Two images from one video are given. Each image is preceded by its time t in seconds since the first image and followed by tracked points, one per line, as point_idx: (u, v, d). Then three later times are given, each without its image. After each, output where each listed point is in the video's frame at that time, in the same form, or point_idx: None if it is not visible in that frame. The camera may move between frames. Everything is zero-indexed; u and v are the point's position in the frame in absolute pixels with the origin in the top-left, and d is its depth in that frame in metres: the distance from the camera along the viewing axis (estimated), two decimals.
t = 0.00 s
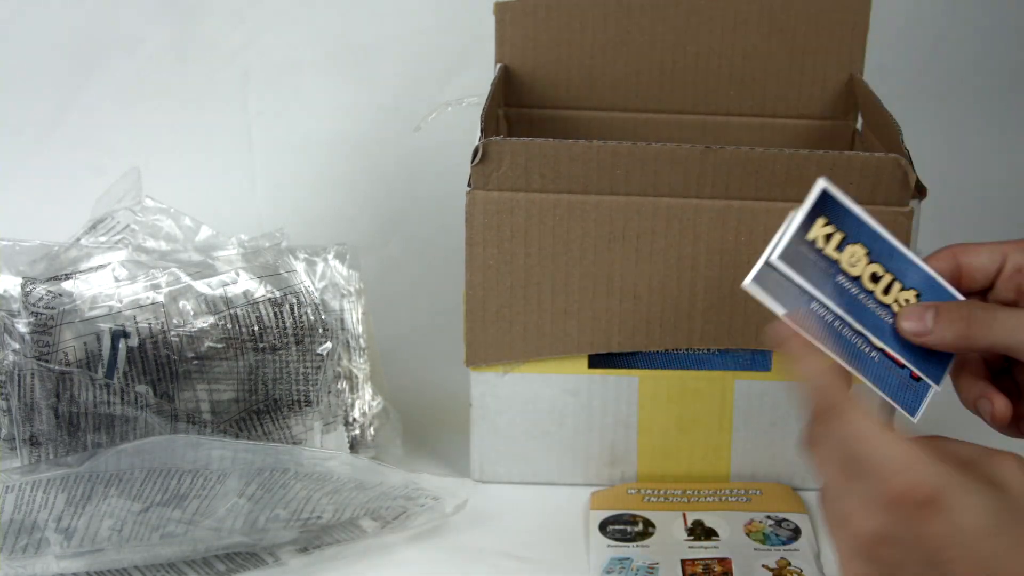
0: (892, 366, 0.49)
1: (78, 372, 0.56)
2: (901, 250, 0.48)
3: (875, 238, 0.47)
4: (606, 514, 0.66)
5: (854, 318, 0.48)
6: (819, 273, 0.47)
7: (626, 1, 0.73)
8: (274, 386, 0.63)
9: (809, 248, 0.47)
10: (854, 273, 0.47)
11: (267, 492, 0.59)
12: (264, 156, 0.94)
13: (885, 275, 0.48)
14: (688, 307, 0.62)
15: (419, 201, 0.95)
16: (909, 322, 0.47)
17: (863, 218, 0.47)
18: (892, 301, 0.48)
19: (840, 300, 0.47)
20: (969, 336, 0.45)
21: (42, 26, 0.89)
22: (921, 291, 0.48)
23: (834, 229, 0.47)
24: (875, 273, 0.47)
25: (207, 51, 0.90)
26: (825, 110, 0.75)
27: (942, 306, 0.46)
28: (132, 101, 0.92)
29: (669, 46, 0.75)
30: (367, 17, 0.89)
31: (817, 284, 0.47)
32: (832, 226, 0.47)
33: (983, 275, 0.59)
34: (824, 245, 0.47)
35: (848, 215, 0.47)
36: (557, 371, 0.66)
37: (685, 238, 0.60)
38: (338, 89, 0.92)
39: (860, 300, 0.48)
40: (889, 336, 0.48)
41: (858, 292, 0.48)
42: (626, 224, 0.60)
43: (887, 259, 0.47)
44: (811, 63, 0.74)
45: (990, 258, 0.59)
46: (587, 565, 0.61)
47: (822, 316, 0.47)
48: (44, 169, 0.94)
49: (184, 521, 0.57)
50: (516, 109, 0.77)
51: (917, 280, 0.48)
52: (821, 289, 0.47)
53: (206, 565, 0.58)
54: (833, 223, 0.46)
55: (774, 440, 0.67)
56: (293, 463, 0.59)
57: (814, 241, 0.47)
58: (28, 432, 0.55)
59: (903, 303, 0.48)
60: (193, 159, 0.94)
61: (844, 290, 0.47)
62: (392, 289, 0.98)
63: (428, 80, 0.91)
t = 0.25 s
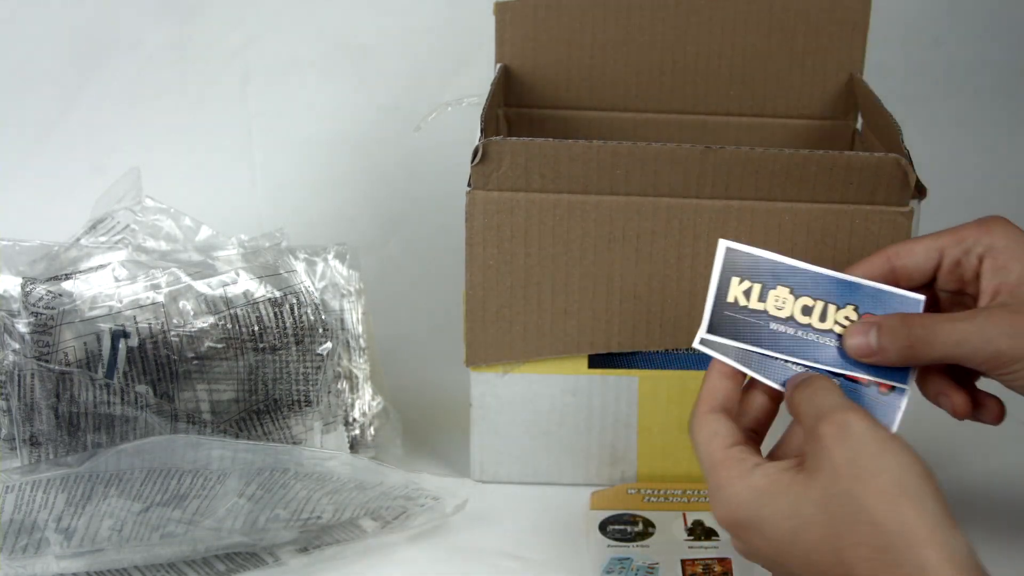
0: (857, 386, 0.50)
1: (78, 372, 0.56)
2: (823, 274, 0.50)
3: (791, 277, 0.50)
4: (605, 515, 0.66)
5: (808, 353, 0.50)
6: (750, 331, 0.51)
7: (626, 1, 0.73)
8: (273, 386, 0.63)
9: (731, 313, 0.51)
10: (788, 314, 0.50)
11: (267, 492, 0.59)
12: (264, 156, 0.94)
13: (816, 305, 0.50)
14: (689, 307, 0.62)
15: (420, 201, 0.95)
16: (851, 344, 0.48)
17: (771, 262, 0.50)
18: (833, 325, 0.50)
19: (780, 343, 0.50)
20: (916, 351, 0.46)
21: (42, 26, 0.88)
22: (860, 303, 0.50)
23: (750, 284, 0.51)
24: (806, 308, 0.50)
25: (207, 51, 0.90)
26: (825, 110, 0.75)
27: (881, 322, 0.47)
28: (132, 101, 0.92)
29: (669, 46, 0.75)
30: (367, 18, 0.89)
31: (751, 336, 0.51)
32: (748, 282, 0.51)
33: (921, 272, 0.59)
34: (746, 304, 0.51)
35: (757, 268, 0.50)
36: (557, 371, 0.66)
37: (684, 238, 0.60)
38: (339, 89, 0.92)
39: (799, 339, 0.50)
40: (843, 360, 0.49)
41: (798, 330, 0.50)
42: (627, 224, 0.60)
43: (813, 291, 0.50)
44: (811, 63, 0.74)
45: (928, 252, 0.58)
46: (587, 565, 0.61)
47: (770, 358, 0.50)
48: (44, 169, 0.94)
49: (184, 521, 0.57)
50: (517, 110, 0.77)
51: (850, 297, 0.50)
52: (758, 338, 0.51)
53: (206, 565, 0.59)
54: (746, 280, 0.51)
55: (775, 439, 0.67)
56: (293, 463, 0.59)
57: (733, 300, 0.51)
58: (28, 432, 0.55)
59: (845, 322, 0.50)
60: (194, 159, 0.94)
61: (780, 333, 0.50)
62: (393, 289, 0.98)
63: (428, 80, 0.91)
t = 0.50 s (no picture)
0: (801, 400, 0.54)
1: (78, 372, 0.56)
2: (786, 287, 0.53)
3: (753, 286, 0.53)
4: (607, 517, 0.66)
5: (747, 395, 0.54)
6: (714, 342, 0.53)
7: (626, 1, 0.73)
8: (273, 386, 0.63)
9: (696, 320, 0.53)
10: (718, 375, 0.54)
11: (267, 492, 0.59)
12: (264, 156, 0.94)
13: (778, 313, 0.53)
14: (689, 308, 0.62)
15: (420, 201, 0.95)
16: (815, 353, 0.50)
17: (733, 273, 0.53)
18: (797, 333, 0.53)
19: (716, 403, 0.53)
20: (877, 366, 0.49)
21: (42, 25, 0.88)
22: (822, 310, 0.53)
23: (715, 292, 0.53)
24: (769, 316, 0.53)
25: (207, 51, 0.90)
26: (825, 110, 0.75)
27: (849, 334, 0.49)
28: (132, 101, 0.92)
29: (669, 45, 0.75)
30: (368, 18, 0.89)
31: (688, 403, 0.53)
32: (712, 289, 0.53)
33: (897, 261, 0.58)
34: (711, 312, 0.53)
35: (722, 275, 0.53)
36: (557, 371, 0.66)
37: (685, 238, 0.60)
38: (339, 89, 0.92)
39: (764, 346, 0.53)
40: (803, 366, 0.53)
41: (731, 389, 0.54)
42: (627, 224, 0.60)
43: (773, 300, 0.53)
44: (810, 63, 0.74)
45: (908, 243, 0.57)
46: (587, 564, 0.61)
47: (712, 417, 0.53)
48: (44, 169, 0.94)
49: (184, 521, 0.57)
50: (517, 110, 0.77)
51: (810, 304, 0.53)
52: (694, 403, 0.53)
53: (206, 565, 0.59)
54: (712, 286, 0.53)
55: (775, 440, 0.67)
56: (293, 463, 0.59)
57: (666, 368, 0.54)
58: (28, 432, 0.55)
59: (807, 329, 0.53)
60: (194, 158, 0.94)
61: (714, 394, 0.53)
62: (393, 289, 0.98)
63: (428, 79, 0.91)
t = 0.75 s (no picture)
0: (764, 399, 0.56)
1: (78, 372, 0.56)
2: (763, 268, 0.55)
3: (730, 269, 0.55)
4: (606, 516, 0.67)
5: (709, 399, 0.56)
6: (690, 319, 0.56)
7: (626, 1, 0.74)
8: (274, 386, 0.62)
9: (671, 300, 0.56)
10: (678, 383, 0.56)
11: (267, 492, 0.59)
12: (264, 156, 0.94)
13: (756, 296, 0.55)
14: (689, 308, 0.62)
15: (420, 201, 0.95)
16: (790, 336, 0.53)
17: (713, 256, 0.55)
18: (772, 317, 0.55)
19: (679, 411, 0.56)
20: (852, 354, 0.51)
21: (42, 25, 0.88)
22: (799, 296, 0.55)
23: (691, 273, 0.56)
24: (746, 298, 0.55)
25: (207, 50, 0.90)
26: (825, 110, 0.75)
27: (825, 319, 0.52)
28: (132, 101, 0.92)
29: (670, 45, 0.75)
30: (368, 18, 0.89)
31: (651, 413, 0.56)
32: (689, 271, 0.56)
33: (875, 253, 0.58)
34: (687, 293, 0.56)
35: (699, 256, 0.56)
36: (557, 371, 0.66)
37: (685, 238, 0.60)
38: (339, 88, 0.92)
39: (738, 328, 0.56)
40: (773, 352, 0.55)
41: (692, 396, 0.56)
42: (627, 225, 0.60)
43: (751, 283, 0.55)
44: (810, 63, 0.74)
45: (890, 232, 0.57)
46: (587, 564, 0.61)
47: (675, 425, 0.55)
48: (44, 169, 0.94)
49: (184, 521, 0.57)
50: (517, 110, 0.77)
51: (788, 288, 0.55)
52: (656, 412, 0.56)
53: (206, 565, 0.59)
54: (688, 268, 0.56)
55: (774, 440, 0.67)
56: (292, 464, 0.58)
57: (624, 381, 0.57)
58: (28, 432, 0.55)
59: (783, 313, 0.55)
60: (193, 158, 0.94)
61: (676, 402, 0.56)
62: (393, 289, 0.98)
63: (428, 79, 0.91)
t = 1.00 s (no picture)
0: (758, 396, 0.57)
1: (78, 372, 0.56)
2: (753, 265, 0.57)
3: (720, 266, 0.57)
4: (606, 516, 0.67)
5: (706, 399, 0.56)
6: (681, 315, 0.57)
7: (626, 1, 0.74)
8: (273, 386, 0.62)
9: (661, 294, 0.57)
10: (672, 383, 0.57)
11: (267, 492, 0.59)
12: (264, 156, 0.94)
13: (745, 292, 0.57)
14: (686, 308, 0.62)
15: (420, 201, 0.95)
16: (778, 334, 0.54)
17: (703, 253, 0.57)
18: (761, 313, 0.57)
19: (673, 410, 0.56)
20: (839, 353, 0.52)
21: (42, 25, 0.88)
22: (787, 292, 0.57)
23: (682, 268, 0.57)
24: (735, 294, 0.57)
25: (208, 50, 0.90)
26: (825, 110, 0.75)
27: (813, 318, 0.52)
28: (133, 101, 0.92)
29: (670, 45, 0.75)
30: (368, 18, 0.90)
31: (645, 413, 0.56)
32: (680, 267, 0.57)
33: (866, 252, 0.58)
34: (678, 288, 0.57)
35: (690, 252, 0.57)
36: (557, 371, 0.66)
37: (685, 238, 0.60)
38: (339, 89, 0.92)
39: (728, 324, 0.57)
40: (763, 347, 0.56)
41: (686, 395, 0.57)
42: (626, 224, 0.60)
43: (740, 280, 0.57)
44: (810, 63, 0.74)
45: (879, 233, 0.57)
46: (587, 564, 0.61)
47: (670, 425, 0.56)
48: (44, 169, 0.94)
49: (184, 521, 0.57)
50: (517, 110, 0.77)
51: (777, 285, 0.57)
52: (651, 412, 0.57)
53: (206, 565, 0.59)
54: (679, 264, 0.57)
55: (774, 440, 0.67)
56: (292, 464, 0.58)
57: (617, 384, 0.57)
58: (28, 432, 0.55)
59: (771, 309, 0.57)
60: (193, 158, 0.94)
61: (671, 401, 0.57)
62: (393, 289, 0.98)
63: (429, 79, 0.91)
